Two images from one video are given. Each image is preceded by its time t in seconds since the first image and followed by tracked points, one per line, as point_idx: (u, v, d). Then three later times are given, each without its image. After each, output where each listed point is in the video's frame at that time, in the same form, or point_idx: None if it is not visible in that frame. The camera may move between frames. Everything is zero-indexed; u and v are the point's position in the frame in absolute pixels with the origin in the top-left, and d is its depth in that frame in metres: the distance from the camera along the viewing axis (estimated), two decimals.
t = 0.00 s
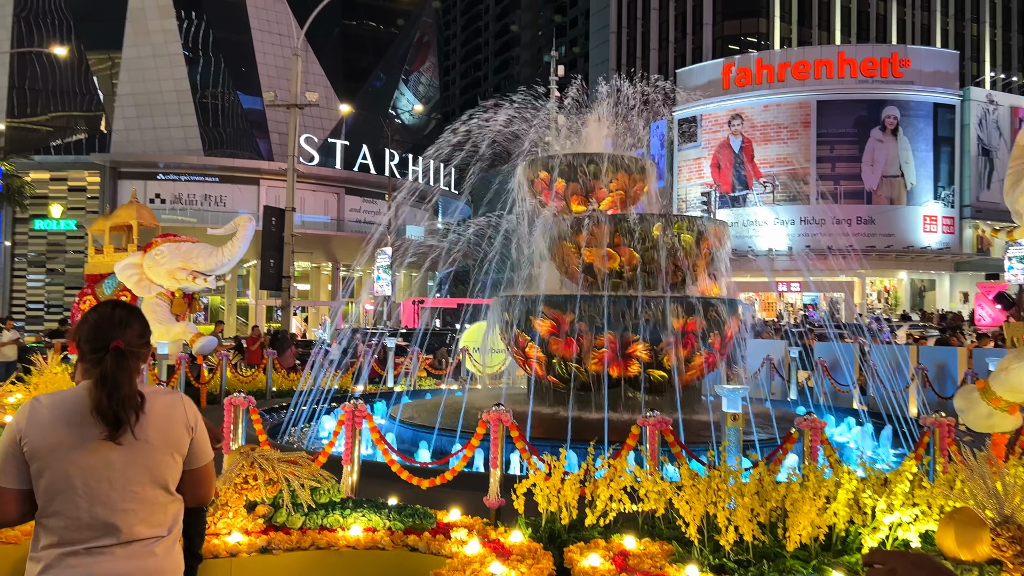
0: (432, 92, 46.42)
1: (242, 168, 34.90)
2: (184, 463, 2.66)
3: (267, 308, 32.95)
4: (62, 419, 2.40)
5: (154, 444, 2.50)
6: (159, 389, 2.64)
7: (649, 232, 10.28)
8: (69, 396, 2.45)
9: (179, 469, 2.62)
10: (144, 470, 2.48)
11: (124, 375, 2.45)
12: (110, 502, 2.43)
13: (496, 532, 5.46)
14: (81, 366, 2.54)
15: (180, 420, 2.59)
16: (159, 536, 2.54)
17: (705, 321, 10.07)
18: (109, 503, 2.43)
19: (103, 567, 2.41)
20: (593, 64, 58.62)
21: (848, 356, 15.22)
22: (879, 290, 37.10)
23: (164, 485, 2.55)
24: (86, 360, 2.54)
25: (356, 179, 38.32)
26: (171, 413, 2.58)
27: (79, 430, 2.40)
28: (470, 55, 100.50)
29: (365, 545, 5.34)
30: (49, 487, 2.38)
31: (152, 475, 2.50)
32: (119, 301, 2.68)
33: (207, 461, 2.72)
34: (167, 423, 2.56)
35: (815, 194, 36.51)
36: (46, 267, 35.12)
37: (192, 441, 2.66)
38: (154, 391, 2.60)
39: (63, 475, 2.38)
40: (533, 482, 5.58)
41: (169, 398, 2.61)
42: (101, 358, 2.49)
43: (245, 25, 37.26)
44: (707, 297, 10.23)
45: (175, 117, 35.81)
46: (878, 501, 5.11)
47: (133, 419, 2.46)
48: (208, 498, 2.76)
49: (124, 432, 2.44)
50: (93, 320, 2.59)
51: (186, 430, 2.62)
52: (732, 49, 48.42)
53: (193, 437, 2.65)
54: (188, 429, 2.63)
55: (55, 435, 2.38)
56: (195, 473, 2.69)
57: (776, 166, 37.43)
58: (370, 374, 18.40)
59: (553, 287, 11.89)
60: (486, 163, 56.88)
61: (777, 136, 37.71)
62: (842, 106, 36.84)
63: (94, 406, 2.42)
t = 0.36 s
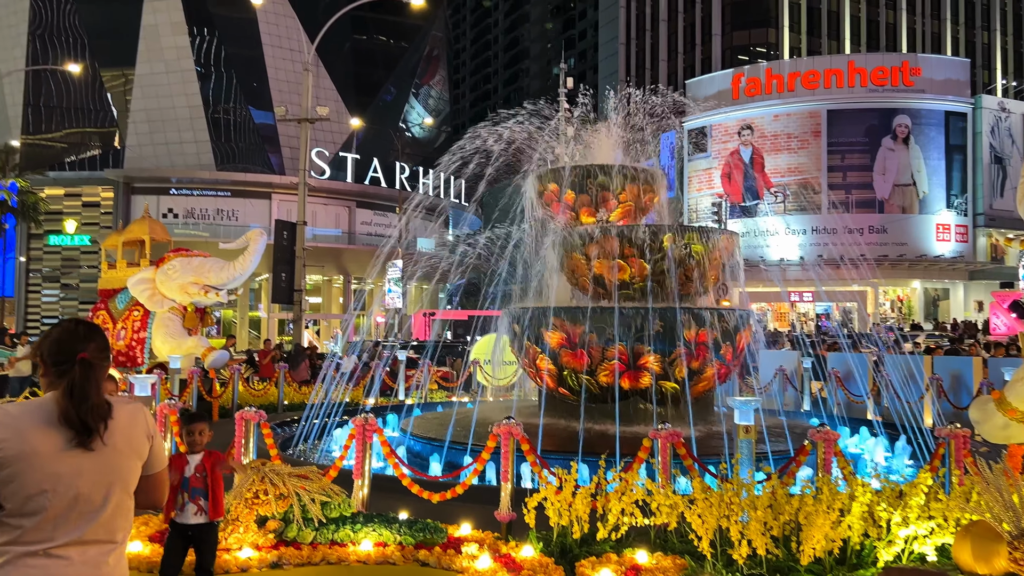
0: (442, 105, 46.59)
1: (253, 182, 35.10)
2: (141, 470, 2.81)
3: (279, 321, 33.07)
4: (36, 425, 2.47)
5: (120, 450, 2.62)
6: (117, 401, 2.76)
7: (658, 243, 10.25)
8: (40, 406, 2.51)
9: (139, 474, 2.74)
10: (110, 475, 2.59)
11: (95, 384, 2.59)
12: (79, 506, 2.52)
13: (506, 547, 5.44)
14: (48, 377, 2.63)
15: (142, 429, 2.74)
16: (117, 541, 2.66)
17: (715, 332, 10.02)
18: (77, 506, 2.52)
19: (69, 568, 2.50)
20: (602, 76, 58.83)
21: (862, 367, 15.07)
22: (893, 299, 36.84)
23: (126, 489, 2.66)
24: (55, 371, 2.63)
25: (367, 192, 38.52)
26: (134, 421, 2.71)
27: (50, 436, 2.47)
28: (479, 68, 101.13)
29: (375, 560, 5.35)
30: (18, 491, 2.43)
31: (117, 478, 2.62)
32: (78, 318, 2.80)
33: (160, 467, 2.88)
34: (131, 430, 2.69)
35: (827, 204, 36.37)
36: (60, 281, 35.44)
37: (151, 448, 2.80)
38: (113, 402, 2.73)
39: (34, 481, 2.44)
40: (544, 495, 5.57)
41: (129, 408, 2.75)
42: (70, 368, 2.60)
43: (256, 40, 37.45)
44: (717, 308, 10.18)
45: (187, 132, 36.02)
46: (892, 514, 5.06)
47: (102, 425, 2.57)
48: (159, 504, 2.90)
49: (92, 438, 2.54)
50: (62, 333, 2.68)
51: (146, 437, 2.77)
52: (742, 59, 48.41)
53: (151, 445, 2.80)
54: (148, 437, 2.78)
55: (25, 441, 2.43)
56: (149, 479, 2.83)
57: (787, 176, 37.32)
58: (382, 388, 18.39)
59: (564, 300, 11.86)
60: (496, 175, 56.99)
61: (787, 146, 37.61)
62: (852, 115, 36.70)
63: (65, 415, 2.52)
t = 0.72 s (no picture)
0: (458, 118, 46.75)
1: (271, 198, 35.37)
2: (131, 474, 2.96)
3: (297, 335, 33.26)
4: (31, 433, 2.66)
5: (108, 455, 2.80)
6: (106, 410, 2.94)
7: (675, 254, 10.23)
8: (33, 414, 2.71)
9: (128, 477, 2.91)
10: (100, 477, 2.77)
11: (83, 393, 2.77)
12: (72, 506, 2.70)
13: (524, 562, 5.45)
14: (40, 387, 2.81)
15: (129, 437, 2.91)
16: (110, 541, 2.84)
17: (733, 343, 9.97)
18: (71, 505, 2.70)
19: (69, 565, 2.69)
20: (617, 87, 58.95)
21: (883, 378, 14.94)
22: (914, 308, 36.45)
23: (115, 491, 2.83)
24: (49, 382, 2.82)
25: (384, 207, 38.80)
26: (122, 430, 2.89)
27: (42, 441, 2.66)
28: (494, 81, 101.57)
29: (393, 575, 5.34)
30: (14, 497, 2.61)
31: (107, 481, 2.80)
32: (67, 335, 3.00)
33: (150, 471, 3.04)
34: (120, 437, 2.88)
35: (845, 213, 36.14)
36: (82, 297, 36.29)
37: (140, 454, 2.96)
38: (102, 410, 2.91)
39: (30, 485, 2.62)
40: (562, 510, 5.54)
41: (117, 417, 2.93)
42: (62, 381, 2.79)
43: (274, 57, 37.66)
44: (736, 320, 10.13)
45: (206, 149, 36.36)
46: (915, 529, 4.98)
47: (91, 433, 2.75)
48: (153, 507, 3.06)
49: (82, 445, 2.73)
50: (51, 351, 2.89)
51: (134, 441, 2.93)
52: (758, 69, 48.27)
53: (139, 451, 2.96)
54: (136, 443, 2.95)
55: (20, 447, 2.62)
56: (139, 482, 2.99)
57: (805, 185, 37.08)
58: (400, 401, 18.40)
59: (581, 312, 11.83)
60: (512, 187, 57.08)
61: (805, 155, 37.36)
62: (870, 123, 36.46)
63: (56, 423, 2.71)
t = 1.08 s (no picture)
0: (479, 131, 46.95)
1: (295, 212, 35.67)
2: (149, 478, 3.12)
3: (321, 347, 33.51)
4: (62, 444, 2.89)
5: (128, 465, 3.00)
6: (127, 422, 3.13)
7: (698, 264, 10.19)
8: (65, 426, 2.93)
9: (145, 483, 3.08)
10: (121, 485, 2.97)
11: (109, 409, 2.96)
12: (97, 511, 2.92)
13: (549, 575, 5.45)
14: (71, 400, 2.98)
15: (146, 448, 3.08)
16: (130, 541, 3.04)
17: (758, 354, 9.89)
18: (95, 510, 2.92)
19: (98, 564, 2.92)
20: (637, 98, 59.02)
21: (912, 389, 14.74)
22: (943, 316, 35.92)
23: (133, 499, 3.02)
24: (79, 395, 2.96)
25: (406, 219, 38.92)
26: (139, 440, 3.07)
27: (73, 450, 2.89)
28: (516, 93, 102.13)
29: None
30: (45, 502, 2.85)
31: (126, 491, 2.99)
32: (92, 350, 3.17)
33: (169, 475, 3.19)
34: (138, 447, 3.06)
35: (870, 221, 35.77)
36: (110, 312, 37.08)
37: (156, 461, 3.13)
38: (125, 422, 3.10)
39: (59, 491, 2.86)
40: (585, 523, 5.52)
41: (137, 428, 3.12)
42: (92, 397, 2.96)
43: (297, 73, 37.99)
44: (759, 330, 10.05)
45: (231, 164, 36.79)
46: (945, 542, 4.92)
47: (114, 443, 2.96)
48: (177, 506, 3.22)
49: (107, 454, 2.94)
50: (80, 364, 3.03)
51: (151, 451, 3.11)
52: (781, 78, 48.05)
53: (156, 457, 3.13)
54: (152, 451, 3.12)
55: (51, 457, 2.86)
56: (158, 487, 3.14)
57: (829, 193, 36.79)
58: (423, 413, 18.42)
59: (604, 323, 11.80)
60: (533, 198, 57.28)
61: (828, 163, 37.18)
62: (894, 130, 36.10)
63: (85, 434, 2.92)
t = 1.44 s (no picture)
0: (505, 142, 47.15)
1: (324, 225, 36.01)
2: (164, 483, 3.35)
3: (350, 359, 33.72)
4: (87, 449, 3.14)
5: (146, 470, 3.24)
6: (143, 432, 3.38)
7: (726, 273, 10.12)
8: (90, 432, 3.19)
9: (161, 487, 3.31)
10: (140, 489, 3.21)
11: (132, 416, 3.22)
12: (116, 513, 3.14)
13: None
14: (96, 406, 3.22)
15: (162, 455, 3.33)
16: (145, 544, 3.25)
17: (790, 362, 9.75)
18: (115, 511, 3.14)
19: (114, 564, 3.14)
20: (663, 107, 58.95)
21: (947, 398, 14.50)
22: (978, 323, 35.28)
23: (150, 503, 3.24)
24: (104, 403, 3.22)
25: (433, 231, 39.08)
26: (158, 449, 3.33)
27: (97, 455, 3.13)
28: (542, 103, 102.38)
29: None
30: (71, 503, 3.08)
31: (143, 494, 3.22)
32: (117, 364, 3.43)
33: (182, 481, 3.43)
34: (155, 454, 3.31)
35: (902, 227, 35.27)
36: (144, 324, 37.70)
37: (171, 468, 3.37)
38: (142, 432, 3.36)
39: (82, 493, 3.09)
40: (615, 534, 5.49)
41: (154, 438, 3.38)
42: (117, 406, 3.22)
43: (325, 87, 38.40)
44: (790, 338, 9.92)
45: (260, 178, 37.26)
46: (984, 553, 4.82)
47: (135, 450, 3.19)
48: (189, 511, 3.44)
49: (128, 460, 3.17)
50: (104, 378, 3.29)
51: (166, 458, 3.35)
52: (808, 84, 47.65)
53: (170, 464, 3.37)
54: (167, 459, 3.36)
55: (76, 461, 3.10)
56: (173, 492, 3.37)
57: (859, 200, 36.30)
58: (451, 423, 18.44)
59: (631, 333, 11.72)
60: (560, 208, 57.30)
61: (858, 168, 36.71)
62: (925, 135, 35.62)
63: (109, 440, 3.17)
